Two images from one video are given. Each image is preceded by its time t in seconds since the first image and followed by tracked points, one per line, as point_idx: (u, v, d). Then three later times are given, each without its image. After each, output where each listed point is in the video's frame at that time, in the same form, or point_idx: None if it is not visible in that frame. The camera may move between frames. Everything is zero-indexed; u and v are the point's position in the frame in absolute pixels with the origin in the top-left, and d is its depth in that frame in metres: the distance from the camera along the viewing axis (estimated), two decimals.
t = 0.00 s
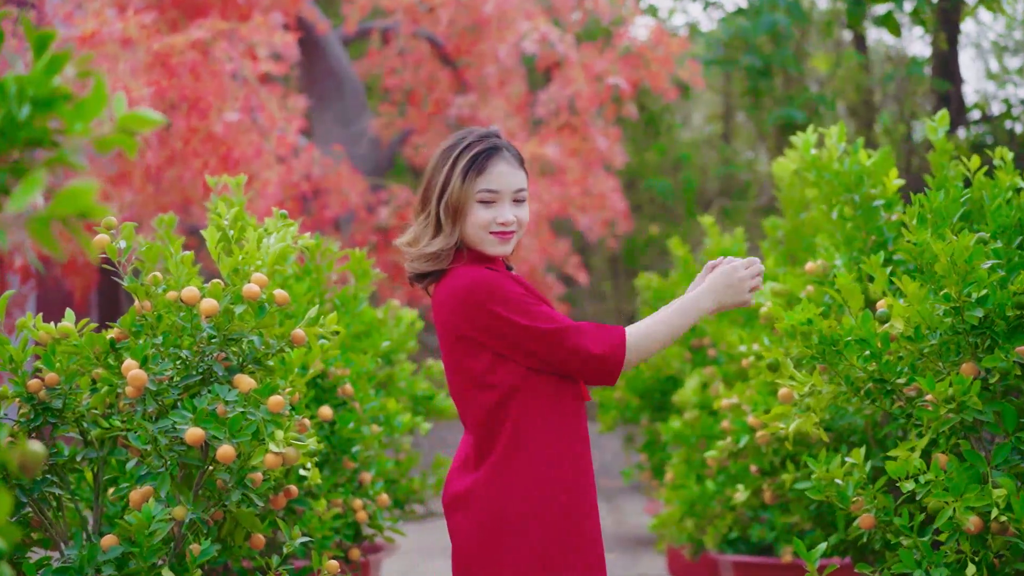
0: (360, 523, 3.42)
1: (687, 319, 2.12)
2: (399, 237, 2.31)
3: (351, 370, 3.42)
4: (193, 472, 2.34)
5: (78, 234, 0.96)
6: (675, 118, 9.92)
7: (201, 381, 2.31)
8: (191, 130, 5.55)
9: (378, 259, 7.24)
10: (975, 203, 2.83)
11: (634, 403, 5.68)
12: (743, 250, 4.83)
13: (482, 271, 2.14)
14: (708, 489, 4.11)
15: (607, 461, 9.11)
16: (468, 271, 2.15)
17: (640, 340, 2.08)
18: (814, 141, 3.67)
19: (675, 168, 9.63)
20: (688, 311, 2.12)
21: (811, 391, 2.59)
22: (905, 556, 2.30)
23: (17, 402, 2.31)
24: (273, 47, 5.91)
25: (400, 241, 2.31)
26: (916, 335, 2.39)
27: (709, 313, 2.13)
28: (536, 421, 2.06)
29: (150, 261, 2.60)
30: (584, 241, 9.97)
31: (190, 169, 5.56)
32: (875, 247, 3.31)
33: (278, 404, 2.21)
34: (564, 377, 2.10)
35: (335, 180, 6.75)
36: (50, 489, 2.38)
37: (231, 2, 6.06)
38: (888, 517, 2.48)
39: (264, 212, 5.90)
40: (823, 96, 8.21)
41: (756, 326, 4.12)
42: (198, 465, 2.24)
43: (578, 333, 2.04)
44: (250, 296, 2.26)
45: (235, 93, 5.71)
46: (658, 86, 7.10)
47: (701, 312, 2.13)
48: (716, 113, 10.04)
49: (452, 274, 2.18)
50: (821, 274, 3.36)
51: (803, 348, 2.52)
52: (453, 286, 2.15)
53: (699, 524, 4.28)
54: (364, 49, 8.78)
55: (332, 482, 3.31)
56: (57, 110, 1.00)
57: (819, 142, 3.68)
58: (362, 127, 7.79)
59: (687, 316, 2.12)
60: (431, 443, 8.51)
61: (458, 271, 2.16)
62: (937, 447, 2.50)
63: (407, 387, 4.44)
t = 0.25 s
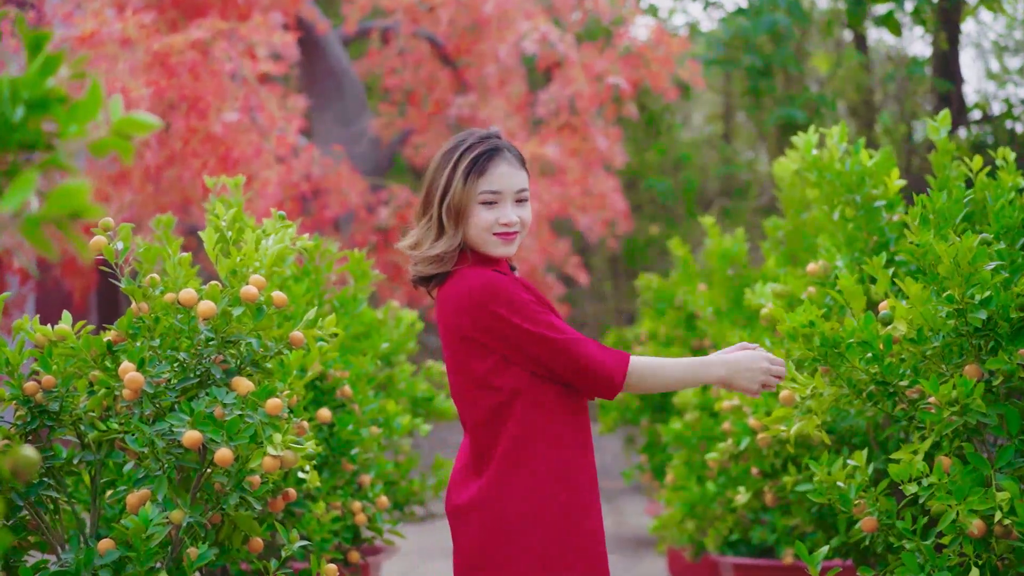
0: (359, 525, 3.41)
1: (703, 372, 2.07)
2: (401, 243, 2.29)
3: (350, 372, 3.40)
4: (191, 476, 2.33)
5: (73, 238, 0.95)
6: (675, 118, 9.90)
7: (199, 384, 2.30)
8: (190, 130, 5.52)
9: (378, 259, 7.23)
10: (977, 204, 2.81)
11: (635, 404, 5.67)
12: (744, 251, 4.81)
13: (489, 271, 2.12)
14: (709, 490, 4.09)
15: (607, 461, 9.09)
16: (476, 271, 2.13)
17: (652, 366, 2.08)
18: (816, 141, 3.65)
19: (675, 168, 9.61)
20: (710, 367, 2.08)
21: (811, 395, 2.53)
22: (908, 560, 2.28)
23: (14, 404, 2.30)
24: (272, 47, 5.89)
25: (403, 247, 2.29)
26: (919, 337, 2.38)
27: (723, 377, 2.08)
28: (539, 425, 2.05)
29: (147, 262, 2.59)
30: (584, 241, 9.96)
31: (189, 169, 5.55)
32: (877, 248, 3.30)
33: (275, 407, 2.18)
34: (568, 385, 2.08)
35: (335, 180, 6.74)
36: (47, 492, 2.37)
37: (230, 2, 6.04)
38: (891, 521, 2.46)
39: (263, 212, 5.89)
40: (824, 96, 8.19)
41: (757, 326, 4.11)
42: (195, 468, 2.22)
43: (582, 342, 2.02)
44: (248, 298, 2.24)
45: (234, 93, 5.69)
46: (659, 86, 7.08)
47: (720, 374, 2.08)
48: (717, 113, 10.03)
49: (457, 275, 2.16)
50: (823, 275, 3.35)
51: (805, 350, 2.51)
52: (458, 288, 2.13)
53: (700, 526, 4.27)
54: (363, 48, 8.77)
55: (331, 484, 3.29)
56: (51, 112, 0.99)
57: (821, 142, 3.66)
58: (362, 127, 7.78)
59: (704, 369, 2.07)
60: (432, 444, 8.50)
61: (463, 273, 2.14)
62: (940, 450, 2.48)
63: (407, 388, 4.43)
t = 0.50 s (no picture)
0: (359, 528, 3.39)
1: (694, 435, 2.05)
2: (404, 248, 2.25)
3: (349, 373, 3.39)
4: (189, 478, 2.31)
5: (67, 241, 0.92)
6: (675, 118, 9.89)
7: (197, 387, 2.29)
8: (189, 131, 5.51)
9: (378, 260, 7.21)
10: (980, 204, 2.80)
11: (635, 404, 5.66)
12: (744, 252, 4.79)
13: (493, 274, 2.10)
14: (710, 492, 4.07)
15: (608, 462, 9.08)
16: (485, 274, 2.11)
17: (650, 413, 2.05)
18: (817, 141, 3.64)
19: (675, 168, 9.59)
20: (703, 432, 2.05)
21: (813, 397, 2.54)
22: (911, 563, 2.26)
23: (10, 407, 2.28)
24: (272, 47, 5.88)
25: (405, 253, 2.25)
26: (921, 339, 2.37)
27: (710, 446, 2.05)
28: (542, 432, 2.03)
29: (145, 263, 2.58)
30: (584, 241, 9.94)
31: (188, 169, 5.53)
32: (878, 249, 3.28)
33: (273, 410, 2.17)
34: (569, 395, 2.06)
35: (335, 180, 6.72)
36: (44, 495, 2.35)
37: (229, 2, 6.02)
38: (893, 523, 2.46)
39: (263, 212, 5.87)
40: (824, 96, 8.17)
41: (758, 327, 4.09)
42: (193, 471, 2.20)
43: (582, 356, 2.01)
44: (246, 300, 2.24)
45: (233, 93, 5.68)
46: (659, 86, 7.06)
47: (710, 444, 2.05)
48: (717, 113, 10.02)
49: (464, 278, 2.12)
50: (824, 275, 3.34)
51: (806, 352, 2.49)
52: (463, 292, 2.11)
53: (700, 527, 4.26)
54: (363, 49, 8.75)
55: (331, 487, 3.27)
56: (44, 114, 0.96)
57: (822, 142, 3.65)
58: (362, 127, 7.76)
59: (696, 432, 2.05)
60: (432, 445, 8.49)
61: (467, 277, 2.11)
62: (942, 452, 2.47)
63: (407, 390, 4.42)
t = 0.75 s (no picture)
0: (359, 530, 3.37)
1: (667, 492, 1.87)
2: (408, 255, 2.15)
3: (349, 374, 3.37)
4: (187, 480, 2.30)
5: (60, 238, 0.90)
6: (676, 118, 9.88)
7: (195, 388, 2.28)
8: (189, 131, 5.50)
9: (378, 260, 7.20)
10: (983, 205, 2.78)
11: (636, 405, 5.65)
12: (745, 252, 4.77)
13: (499, 276, 1.97)
14: (710, 493, 4.05)
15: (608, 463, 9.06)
16: (494, 276, 1.98)
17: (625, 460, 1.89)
18: (819, 141, 3.62)
19: (676, 168, 9.57)
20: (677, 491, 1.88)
21: (816, 397, 2.54)
22: (914, 565, 2.25)
23: (7, 408, 2.26)
24: (271, 47, 5.87)
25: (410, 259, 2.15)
26: (924, 340, 2.35)
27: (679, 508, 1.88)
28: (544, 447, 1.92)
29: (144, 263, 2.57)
30: (584, 242, 9.93)
31: (188, 169, 5.51)
32: (880, 250, 3.27)
33: (272, 411, 2.15)
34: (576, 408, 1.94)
35: (335, 180, 6.71)
36: (41, 496, 2.34)
37: (229, 1, 6.01)
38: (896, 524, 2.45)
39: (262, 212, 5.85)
40: (825, 96, 8.16)
41: (758, 328, 4.08)
42: (191, 472, 2.19)
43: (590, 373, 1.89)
44: (245, 300, 2.22)
45: (233, 93, 5.66)
46: (659, 86, 7.05)
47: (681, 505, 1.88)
48: (717, 113, 10.00)
49: (473, 279, 2.00)
50: (827, 276, 3.34)
51: (808, 353, 2.48)
52: (468, 291, 1.98)
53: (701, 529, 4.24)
54: (363, 49, 8.74)
55: (330, 488, 3.26)
56: (39, 112, 0.95)
57: (824, 142, 3.63)
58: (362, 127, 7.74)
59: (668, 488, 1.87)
60: (432, 446, 8.47)
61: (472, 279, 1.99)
62: (946, 454, 2.45)
63: (407, 390, 4.41)
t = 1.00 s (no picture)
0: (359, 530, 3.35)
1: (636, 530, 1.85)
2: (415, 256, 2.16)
3: (349, 374, 3.35)
4: (185, 481, 2.28)
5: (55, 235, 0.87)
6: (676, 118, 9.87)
7: (194, 387, 2.26)
8: (188, 131, 5.48)
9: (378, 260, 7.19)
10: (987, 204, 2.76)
11: (637, 405, 5.63)
12: (747, 252, 4.74)
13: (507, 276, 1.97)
14: (711, 493, 4.03)
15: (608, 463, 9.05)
16: (502, 276, 1.98)
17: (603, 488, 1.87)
18: (821, 140, 3.61)
19: (676, 168, 9.56)
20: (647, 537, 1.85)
21: (819, 398, 2.52)
22: (918, 566, 2.23)
23: (4, 408, 2.24)
24: (271, 46, 5.85)
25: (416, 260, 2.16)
26: (928, 340, 2.33)
27: (642, 549, 1.85)
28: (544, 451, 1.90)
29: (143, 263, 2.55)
30: (585, 242, 9.92)
31: (186, 169, 5.47)
32: (883, 249, 3.25)
33: (271, 411, 2.13)
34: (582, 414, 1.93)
35: (335, 180, 6.69)
36: (38, 497, 2.32)
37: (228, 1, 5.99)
38: (900, 526, 2.42)
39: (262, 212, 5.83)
40: (826, 96, 8.14)
41: (760, 328, 4.07)
42: (190, 473, 2.17)
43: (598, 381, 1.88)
44: (244, 299, 2.21)
45: (233, 92, 5.65)
46: (660, 85, 7.03)
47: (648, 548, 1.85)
48: (718, 113, 9.99)
49: (483, 279, 2.00)
50: (830, 275, 3.31)
51: (811, 353, 2.46)
52: (478, 290, 1.98)
53: (702, 529, 4.22)
54: (363, 49, 8.73)
55: (330, 488, 3.25)
56: (31, 108, 0.92)
57: (825, 141, 3.61)
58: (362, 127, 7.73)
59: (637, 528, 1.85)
60: (432, 447, 8.46)
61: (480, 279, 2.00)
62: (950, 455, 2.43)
63: (407, 390, 4.39)
